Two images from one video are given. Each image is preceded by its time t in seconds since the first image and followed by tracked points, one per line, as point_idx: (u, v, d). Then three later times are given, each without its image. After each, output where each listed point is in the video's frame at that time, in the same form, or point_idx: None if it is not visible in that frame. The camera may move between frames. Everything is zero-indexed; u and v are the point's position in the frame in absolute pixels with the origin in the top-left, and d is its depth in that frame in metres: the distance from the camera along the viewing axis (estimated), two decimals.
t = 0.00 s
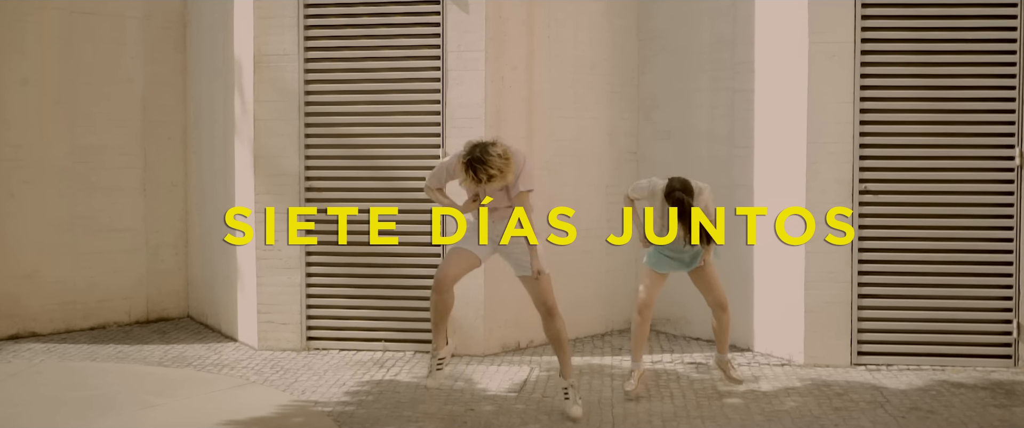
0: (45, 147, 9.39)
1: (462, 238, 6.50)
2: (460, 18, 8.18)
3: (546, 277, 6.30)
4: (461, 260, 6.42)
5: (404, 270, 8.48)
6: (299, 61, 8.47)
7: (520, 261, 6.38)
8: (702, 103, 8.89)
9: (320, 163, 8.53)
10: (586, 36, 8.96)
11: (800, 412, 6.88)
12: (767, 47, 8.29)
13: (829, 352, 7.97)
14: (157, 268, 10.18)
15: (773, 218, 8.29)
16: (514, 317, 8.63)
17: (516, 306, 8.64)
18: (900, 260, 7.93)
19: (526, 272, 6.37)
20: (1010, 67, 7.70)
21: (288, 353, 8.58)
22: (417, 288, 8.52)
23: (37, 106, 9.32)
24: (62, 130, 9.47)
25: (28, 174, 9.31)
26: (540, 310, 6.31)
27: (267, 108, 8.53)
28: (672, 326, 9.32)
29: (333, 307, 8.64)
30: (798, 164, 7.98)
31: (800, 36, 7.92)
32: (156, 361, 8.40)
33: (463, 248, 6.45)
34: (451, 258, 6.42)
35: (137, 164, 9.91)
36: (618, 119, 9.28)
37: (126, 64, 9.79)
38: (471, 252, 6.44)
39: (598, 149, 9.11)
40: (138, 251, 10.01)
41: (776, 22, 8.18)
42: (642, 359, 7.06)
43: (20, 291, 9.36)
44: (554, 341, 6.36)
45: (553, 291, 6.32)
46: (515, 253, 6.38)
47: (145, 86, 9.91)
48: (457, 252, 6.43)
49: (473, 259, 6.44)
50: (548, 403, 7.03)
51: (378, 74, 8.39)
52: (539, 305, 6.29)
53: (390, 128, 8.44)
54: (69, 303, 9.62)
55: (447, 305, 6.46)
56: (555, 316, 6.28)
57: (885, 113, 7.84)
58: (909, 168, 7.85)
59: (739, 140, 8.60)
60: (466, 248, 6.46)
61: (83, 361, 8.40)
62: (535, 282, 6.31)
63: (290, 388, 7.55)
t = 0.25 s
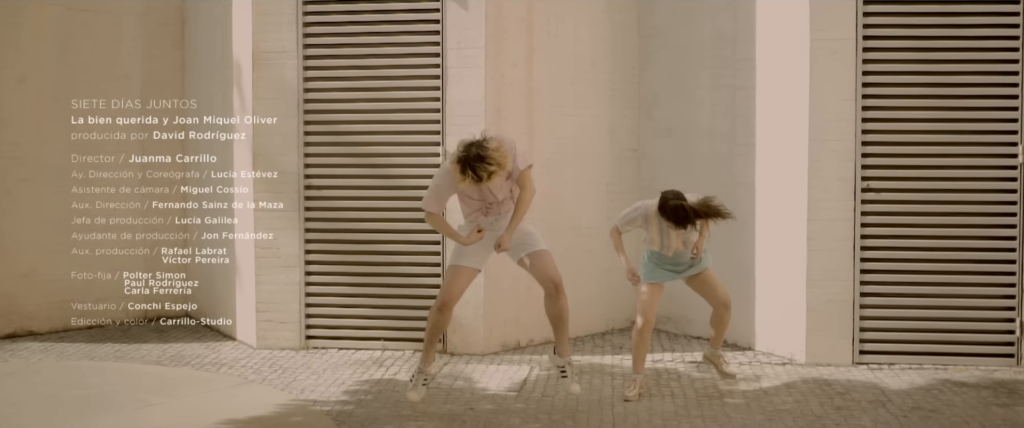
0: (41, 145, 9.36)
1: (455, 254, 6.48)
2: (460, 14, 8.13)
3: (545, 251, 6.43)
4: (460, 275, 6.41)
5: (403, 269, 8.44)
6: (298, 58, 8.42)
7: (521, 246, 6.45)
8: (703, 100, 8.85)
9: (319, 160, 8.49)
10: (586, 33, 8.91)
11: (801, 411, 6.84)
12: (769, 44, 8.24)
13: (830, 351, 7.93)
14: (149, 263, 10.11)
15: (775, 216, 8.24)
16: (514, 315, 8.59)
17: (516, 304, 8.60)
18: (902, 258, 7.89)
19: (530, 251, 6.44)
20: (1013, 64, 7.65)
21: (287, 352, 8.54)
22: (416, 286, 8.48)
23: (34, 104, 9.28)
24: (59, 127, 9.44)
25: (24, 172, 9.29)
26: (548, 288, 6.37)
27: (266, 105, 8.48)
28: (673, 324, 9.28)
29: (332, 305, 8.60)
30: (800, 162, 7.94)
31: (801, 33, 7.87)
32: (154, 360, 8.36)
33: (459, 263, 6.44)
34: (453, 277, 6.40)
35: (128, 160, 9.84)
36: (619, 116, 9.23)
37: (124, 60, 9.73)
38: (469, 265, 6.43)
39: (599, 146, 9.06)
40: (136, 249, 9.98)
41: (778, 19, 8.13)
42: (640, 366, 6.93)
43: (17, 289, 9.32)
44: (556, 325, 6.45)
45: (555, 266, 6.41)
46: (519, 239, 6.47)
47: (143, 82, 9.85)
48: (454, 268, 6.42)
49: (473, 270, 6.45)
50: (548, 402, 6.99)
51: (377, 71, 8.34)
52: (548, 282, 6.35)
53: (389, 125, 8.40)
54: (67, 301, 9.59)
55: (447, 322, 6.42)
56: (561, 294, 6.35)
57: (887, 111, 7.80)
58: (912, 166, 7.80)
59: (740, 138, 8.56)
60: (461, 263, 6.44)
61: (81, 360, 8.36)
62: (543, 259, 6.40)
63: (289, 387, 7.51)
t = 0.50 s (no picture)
0: (38, 142, 9.33)
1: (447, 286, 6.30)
2: (460, 12, 8.08)
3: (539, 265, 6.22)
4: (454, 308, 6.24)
5: (403, 267, 8.38)
6: (297, 55, 8.38)
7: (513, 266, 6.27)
8: (705, 98, 8.80)
9: (318, 158, 8.44)
10: (587, 30, 8.87)
11: (803, 410, 6.80)
12: (770, 41, 8.19)
13: (832, 350, 7.89)
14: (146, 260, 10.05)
15: (777, 215, 8.20)
16: (514, 314, 8.54)
17: (516, 303, 8.55)
18: (905, 256, 7.84)
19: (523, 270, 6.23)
20: (1016, 62, 7.60)
21: (286, 351, 8.50)
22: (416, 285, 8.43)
23: (30, 101, 9.26)
24: (57, 124, 9.41)
25: (21, 170, 9.26)
26: (550, 298, 6.24)
27: (265, 103, 8.44)
28: (674, 323, 9.24)
29: (331, 304, 8.56)
30: (802, 160, 7.90)
31: (803, 30, 7.83)
32: (152, 359, 8.32)
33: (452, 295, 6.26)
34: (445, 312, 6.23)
35: (125, 157, 9.78)
36: (620, 114, 9.18)
37: (122, 58, 9.69)
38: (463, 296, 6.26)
39: (599, 144, 9.01)
40: (134, 248, 9.94)
41: (779, 15, 8.09)
42: (642, 366, 6.86)
43: (15, 288, 9.29)
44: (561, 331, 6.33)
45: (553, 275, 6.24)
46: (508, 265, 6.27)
47: (141, 80, 9.80)
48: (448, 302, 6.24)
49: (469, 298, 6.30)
50: (549, 402, 6.95)
51: (376, 69, 8.30)
52: (549, 292, 6.21)
53: (389, 123, 8.35)
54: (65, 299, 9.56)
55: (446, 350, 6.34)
56: (564, 303, 6.22)
57: (889, 108, 7.75)
58: (914, 163, 7.75)
59: (741, 135, 8.52)
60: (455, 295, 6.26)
61: (79, 359, 8.32)
62: (541, 271, 6.23)
63: (288, 386, 7.46)
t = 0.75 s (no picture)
0: (36, 140, 9.29)
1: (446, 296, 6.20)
2: (459, 8, 8.05)
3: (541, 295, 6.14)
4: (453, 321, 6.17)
5: (402, 266, 8.33)
6: (295, 52, 8.34)
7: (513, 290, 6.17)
8: (706, 95, 8.76)
9: (317, 156, 8.40)
10: (587, 27, 8.82)
11: (804, 410, 6.76)
12: (772, 38, 8.15)
13: (834, 349, 7.85)
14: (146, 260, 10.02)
15: (778, 213, 8.16)
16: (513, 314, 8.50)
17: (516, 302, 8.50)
18: (907, 255, 7.80)
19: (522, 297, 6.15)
20: (1019, 59, 7.56)
21: (285, 350, 8.46)
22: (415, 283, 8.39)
23: (28, 98, 9.22)
24: (55, 121, 9.37)
25: (19, 168, 9.22)
26: (544, 330, 6.16)
27: (264, 100, 8.40)
28: (675, 322, 9.19)
29: (330, 302, 8.52)
30: (803, 158, 7.86)
31: (805, 27, 7.79)
32: (150, 358, 8.28)
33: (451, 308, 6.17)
34: (443, 320, 6.16)
35: (124, 156, 9.74)
36: (621, 112, 9.14)
37: (121, 55, 9.65)
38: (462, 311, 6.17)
39: (600, 142, 8.97)
40: (133, 246, 9.90)
41: (781, 13, 8.05)
42: (642, 363, 6.83)
43: (12, 286, 9.25)
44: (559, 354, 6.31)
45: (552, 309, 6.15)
46: (508, 283, 6.18)
47: (140, 78, 9.76)
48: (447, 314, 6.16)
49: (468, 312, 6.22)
50: (549, 401, 6.91)
51: (375, 66, 8.26)
52: (542, 325, 6.13)
53: (388, 120, 8.30)
54: (62, 298, 9.52)
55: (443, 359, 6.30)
56: (558, 334, 6.17)
57: (891, 106, 7.71)
58: (916, 161, 7.71)
59: (743, 133, 8.47)
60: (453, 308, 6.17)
61: (76, 357, 8.28)
62: (535, 302, 6.13)
63: (286, 385, 7.42)
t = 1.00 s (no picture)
0: (34, 137, 9.24)
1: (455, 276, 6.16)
2: (459, 5, 8.00)
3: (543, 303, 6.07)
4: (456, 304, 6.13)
5: (402, 264, 8.29)
6: (294, 49, 8.29)
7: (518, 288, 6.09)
8: (708, 93, 8.71)
9: (316, 154, 8.35)
10: (588, 24, 8.78)
11: (806, 409, 6.72)
12: (774, 35, 8.11)
13: (836, 348, 7.80)
14: (145, 259, 9.98)
15: (780, 211, 8.11)
16: (514, 312, 8.46)
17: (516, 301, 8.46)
18: (909, 253, 7.75)
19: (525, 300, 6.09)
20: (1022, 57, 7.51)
21: (284, 348, 8.42)
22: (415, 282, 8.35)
23: (25, 96, 9.17)
24: (53, 118, 9.33)
25: (16, 165, 9.18)
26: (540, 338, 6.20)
27: (263, 98, 8.36)
28: (676, 321, 9.15)
29: (329, 301, 8.48)
30: (805, 155, 7.81)
31: (807, 24, 7.75)
32: (148, 356, 8.24)
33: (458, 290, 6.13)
34: (449, 300, 6.11)
35: (123, 155, 9.71)
36: (622, 109, 9.09)
37: (119, 52, 9.61)
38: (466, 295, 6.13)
39: (601, 139, 8.93)
40: (131, 245, 9.86)
41: (782, 9, 8.00)
42: (648, 353, 6.80)
43: (9, 285, 9.21)
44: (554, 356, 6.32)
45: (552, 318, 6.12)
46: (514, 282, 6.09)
47: (139, 76, 9.71)
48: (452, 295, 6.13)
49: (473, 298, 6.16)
50: (549, 400, 6.87)
51: (375, 63, 8.21)
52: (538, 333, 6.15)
53: (387, 118, 8.26)
54: (60, 296, 9.48)
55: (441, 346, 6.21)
56: (553, 344, 6.20)
57: (894, 103, 7.66)
58: (919, 159, 7.67)
59: (744, 130, 8.43)
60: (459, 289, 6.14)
61: (74, 356, 8.24)
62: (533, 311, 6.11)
63: (285, 384, 7.38)
